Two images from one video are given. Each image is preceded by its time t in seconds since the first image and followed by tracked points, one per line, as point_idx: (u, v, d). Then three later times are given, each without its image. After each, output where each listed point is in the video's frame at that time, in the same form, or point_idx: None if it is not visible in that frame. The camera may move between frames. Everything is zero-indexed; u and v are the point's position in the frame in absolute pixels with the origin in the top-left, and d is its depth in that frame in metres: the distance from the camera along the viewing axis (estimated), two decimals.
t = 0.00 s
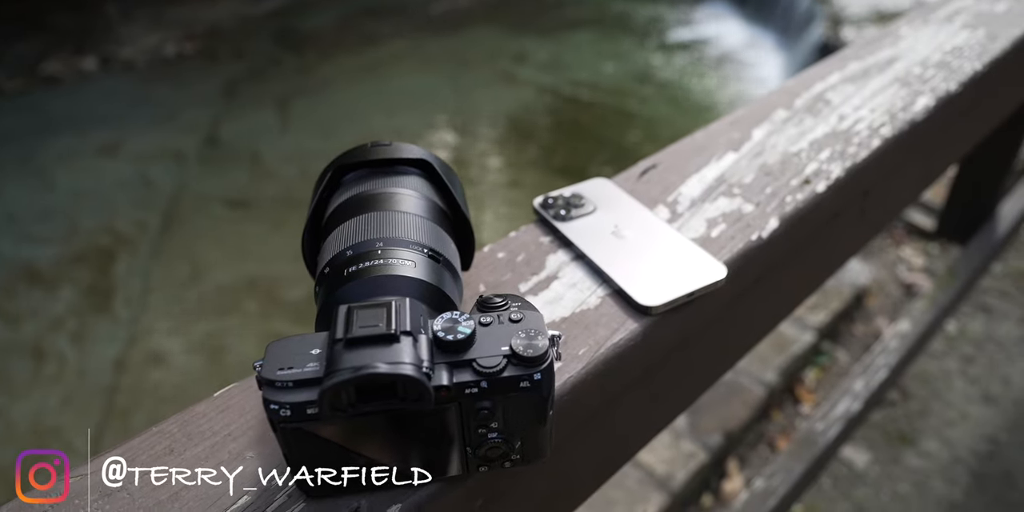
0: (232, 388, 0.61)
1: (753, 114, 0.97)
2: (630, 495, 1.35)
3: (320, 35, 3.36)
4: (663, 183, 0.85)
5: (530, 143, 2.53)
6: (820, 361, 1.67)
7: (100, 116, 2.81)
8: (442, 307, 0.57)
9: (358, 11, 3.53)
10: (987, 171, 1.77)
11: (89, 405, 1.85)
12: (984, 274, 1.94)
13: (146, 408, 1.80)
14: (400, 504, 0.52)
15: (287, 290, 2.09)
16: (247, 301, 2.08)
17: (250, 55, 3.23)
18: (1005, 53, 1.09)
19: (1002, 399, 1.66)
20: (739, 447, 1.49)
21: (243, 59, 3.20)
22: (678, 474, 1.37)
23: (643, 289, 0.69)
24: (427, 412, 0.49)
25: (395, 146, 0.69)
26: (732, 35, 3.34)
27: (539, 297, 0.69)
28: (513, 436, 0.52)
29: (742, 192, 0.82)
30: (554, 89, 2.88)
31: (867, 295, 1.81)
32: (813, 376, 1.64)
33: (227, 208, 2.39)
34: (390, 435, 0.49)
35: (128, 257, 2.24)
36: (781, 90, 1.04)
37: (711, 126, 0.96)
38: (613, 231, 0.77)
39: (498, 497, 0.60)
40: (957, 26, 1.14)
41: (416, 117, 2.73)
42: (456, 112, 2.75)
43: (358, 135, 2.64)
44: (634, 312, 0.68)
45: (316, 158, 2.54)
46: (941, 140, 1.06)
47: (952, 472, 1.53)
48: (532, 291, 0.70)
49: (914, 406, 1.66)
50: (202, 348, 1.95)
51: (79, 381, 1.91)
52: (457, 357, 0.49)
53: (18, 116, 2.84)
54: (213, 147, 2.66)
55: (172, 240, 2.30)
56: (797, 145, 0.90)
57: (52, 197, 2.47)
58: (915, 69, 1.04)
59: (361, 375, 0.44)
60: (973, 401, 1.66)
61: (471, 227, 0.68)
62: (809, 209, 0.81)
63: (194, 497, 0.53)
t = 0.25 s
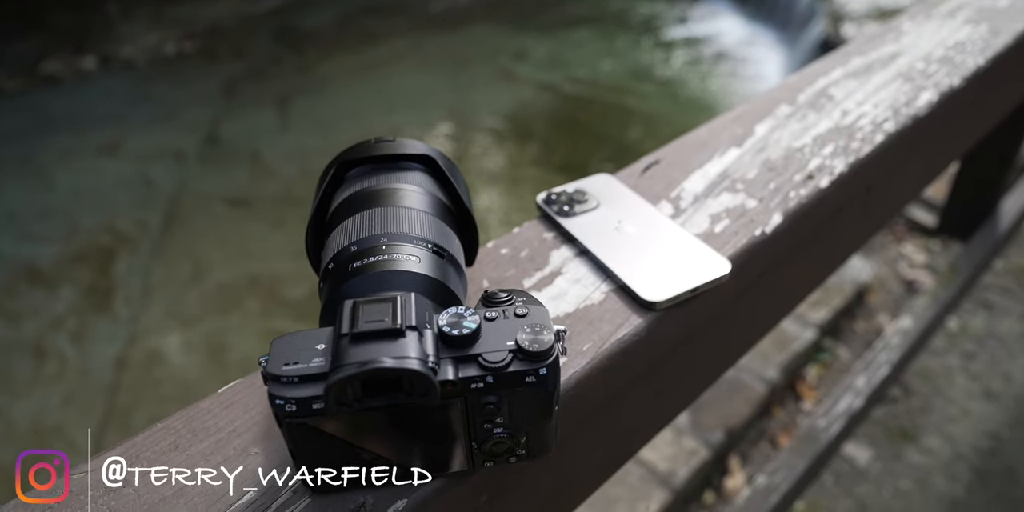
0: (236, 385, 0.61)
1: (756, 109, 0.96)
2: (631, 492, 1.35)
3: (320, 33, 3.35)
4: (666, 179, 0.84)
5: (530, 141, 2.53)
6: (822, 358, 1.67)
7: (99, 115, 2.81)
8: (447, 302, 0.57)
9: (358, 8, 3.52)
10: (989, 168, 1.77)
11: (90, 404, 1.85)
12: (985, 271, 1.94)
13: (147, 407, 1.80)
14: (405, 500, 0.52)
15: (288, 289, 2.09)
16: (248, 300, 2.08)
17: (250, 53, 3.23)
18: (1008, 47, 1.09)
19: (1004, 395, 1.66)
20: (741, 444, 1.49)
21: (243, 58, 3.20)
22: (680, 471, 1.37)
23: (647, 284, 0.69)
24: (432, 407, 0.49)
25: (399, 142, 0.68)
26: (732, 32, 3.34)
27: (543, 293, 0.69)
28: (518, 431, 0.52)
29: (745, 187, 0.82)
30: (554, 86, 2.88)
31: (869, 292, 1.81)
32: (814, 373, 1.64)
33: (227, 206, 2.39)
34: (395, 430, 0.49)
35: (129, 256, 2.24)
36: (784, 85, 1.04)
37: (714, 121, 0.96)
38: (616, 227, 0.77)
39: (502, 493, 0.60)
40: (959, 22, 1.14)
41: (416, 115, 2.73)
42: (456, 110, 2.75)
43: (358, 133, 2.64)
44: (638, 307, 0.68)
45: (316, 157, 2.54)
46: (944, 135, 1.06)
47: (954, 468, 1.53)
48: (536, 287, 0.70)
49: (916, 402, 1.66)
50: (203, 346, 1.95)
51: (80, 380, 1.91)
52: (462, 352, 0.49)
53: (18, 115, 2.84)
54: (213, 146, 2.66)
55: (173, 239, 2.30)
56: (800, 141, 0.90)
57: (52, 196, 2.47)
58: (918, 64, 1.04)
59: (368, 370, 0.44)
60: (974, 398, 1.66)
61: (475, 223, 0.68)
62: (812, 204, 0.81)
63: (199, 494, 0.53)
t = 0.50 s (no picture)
0: (242, 382, 0.61)
1: (758, 108, 0.97)
2: (633, 490, 1.35)
3: (321, 31, 3.35)
4: (669, 177, 0.85)
5: (531, 140, 2.53)
6: (823, 356, 1.67)
7: (100, 114, 2.81)
8: (451, 300, 0.57)
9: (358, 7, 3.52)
10: (990, 166, 1.77)
11: (92, 403, 1.85)
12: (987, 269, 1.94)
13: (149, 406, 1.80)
14: (410, 497, 0.52)
15: (290, 288, 2.09)
16: (249, 298, 2.09)
17: (251, 52, 3.23)
18: (1010, 46, 1.09)
19: (1005, 393, 1.66)
20: (743, 442, 1.49)
21: (244, 57, 3.20)
22: (681, 470, 1.38)
23: (650, 282, 0.69)
24: (438, 405, 0.49)
25: (403, 140, 0.69)
26: (733, 30, 3.34)
27: (546, 291, 0.69)
28: (523, 429, 0.52)
29: (748, 186, 0.82)
30: (555, 85, 2.88)
31: (870, 290, 1.82)
32: (816, 371, 1.64)
33: (228, 205, 2.39)
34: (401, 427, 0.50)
35: (130, 255, 2.24)
36: (786, 84, 1.04)
37: (716, 120, 0.96)
38: (619, 225, 0.77)
39: (506, 490, 0.60)
40: (961, 20, 1.14)
41: (417, 114, 2.73)
42: (456, 109, 2.75)
43: (358, 131, 2.64)
44: (641, 305, 0.68)
45: (317, 156, 2.54)
46: (946, 134, 1.06)
47: (955, 466, 1.53)
48: (539, 285, 0.70)
49: (917, 401, 1.66)
50: (205, 345, 1.95)
51: (82, 379, 1.91)
52: (468, 350, 0.49)
53: (19, 114, 2.84)
54: (214, 145, 2.66)
55: (174, 237, 2.30)
56: (803, 139, 0.90)
57: (53, 195, 2.47)
58: (920, 62, 1.04)
59: (374, 367, 0.44)
60: (975, 396, 1.66)
61: (479, 221, 0.69)
62: (814, 203, 0.81)
63: (206, 490, 0.53)
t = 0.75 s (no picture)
0: (241, 381, 0.62)
1: (757, 108, 0.97)
2: (632, 489, 1.35)
3: (322, 31, 3.35)
4: (668, 177, 0.85)
5: (532, 139, 2.53)
6: (823, 356, 1.67)
7: (101, 114, 2.82)
8: (449, 299, 0.57)
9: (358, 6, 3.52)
10: (990, 166, 1.78)
11: (94, 402, 1.86)
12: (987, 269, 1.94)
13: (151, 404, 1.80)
14: (408, 495, 0.53)
15: (291, 287, 2.09)
16: (250, 298, 2.09)
17: (252, 52, 3.24)
18: (1009, 46, 1.09)
19: (1005, 393, 1.66)
20: (743, 441, 1.49)
21: (245, 56, 3.20)
22: (681, 469, 1.38)
23: (648, 282, 0.69)
24: (436, 403, 0.49)
25: (402, 140, 0.69)
26: (734, 30, 3.34)
27: (544, 290, 0.70)
28: (520, 427, 0.52)
29: (746, 186, 0.82)
30: (556, 85, 2.88)
31: (870, 290, 1.82)
32: (816, 370, 1.65)
33: (229, 205, 2.40)
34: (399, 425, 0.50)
35: (131, 254, 2.25)
36: (785, 84, 1.04)
37: (715, 120, 0.96)
38: (618, 225, 0.77)
39: (503, 488, 0.61)
40: (960, 20, 1.14)
41: (418, 113, 2.73)
42: (457, 109, 2.75)
43: (359, 131, 2.65)
44: (639, 304, 0.68)
45: (318, 155, 2.54)
46: (944, 134, 1.06)
47: (955, 466, 1.53)
48: (537, 285, 0.70)
49: (917, 400, 1.66)
50: (206, 344, 1.96)
51: (83, 378, 1.92)
52: (465, 349, 0.50)
53: (20, 114, 2.85)
54: (215, 144, 2.66)
55: (176, 237, 2.31)
56: (801, 139, 0.90)
57: (55, 195, 2.48)
58: (919, 63, 1.05)
59: (372, 365, 0.45)
60: (975, 396, 1.66)
61: (477, 221, 0.69)
62: (812, 203, 0.81)
63: (205, 488, 0.54)
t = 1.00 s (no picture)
0: (243, 380, 0.62)
1: (763, 109, 0.96)
2: (637, 490, 1.35)
3: (331, 30, 3.36)
4: (673, 179, 0.85)
5: (540, 139, 2.53)
6: (830, 358, 1.66)
7: (112, 112, 2.83)
8: (450, 300, 0.57)
9: (368, 6, 3.53)
10: (1002, 168, 1.76)
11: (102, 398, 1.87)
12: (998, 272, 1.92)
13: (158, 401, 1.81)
14: (408, 495, 0.53)
15: (298, 285, 2.10)
16: (258, 296, 2.10)
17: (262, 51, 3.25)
18: (1021, 47, 1.08)
19: (1015, 397, 1.65)
20: (749, 443, 1.49)
21: (255, 55, 3.22)
22: (686, 471, 1.38)
23: (651, 284, 0.69)
24: (435, 404, 0.49)
25: (405, 141, 0.69)
26: (745, 30, 3.33)
27: (547, 292, 0.70)
28: (520, 429, 0.52)
29: (752, 187, 0.82)
30: (564, 84, 2.88)
31: (879, 292, 1.81)
32: (823, 373, 1.64)
33: (239, 202, 2.41)
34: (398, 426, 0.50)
35: (141, 251, 2.26)
36: (792, 85, 1.04)
37: (721, 121, 0.96)
38: (622, 226, 0.77)
39: (504, 490, 0.60)
40: (971, 21, 1.14)
41: (426, 112, 2.73)
42: (465, 108, 2.75)
43: (368, 130, 2.65)
44: (642, 307, 0.68)
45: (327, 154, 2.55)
46: (953, 136, 1.05)
47: (964, 470, 1.52)
48: (540, 286, 0.70)
49: (925, 404, 1.65)
50: (214, 342, 1.97)
51: (92, 374, 1.93)
52: (465, 350, 0.49)
53: (32, 111, 2.86)
54: (225, 143, 2.67)
55: (185, 234, 2.32)
56: (807, 141, 0.89)
57: (66, 192, 2.49)
58: (928, 64, 1.04)
59: (371, 366, 0.45)
60: (985, 400, 1.65)
61: (480, 222, 0.69)
62: (818, 205, 0.81)
63: (205, 487, 0.54)
